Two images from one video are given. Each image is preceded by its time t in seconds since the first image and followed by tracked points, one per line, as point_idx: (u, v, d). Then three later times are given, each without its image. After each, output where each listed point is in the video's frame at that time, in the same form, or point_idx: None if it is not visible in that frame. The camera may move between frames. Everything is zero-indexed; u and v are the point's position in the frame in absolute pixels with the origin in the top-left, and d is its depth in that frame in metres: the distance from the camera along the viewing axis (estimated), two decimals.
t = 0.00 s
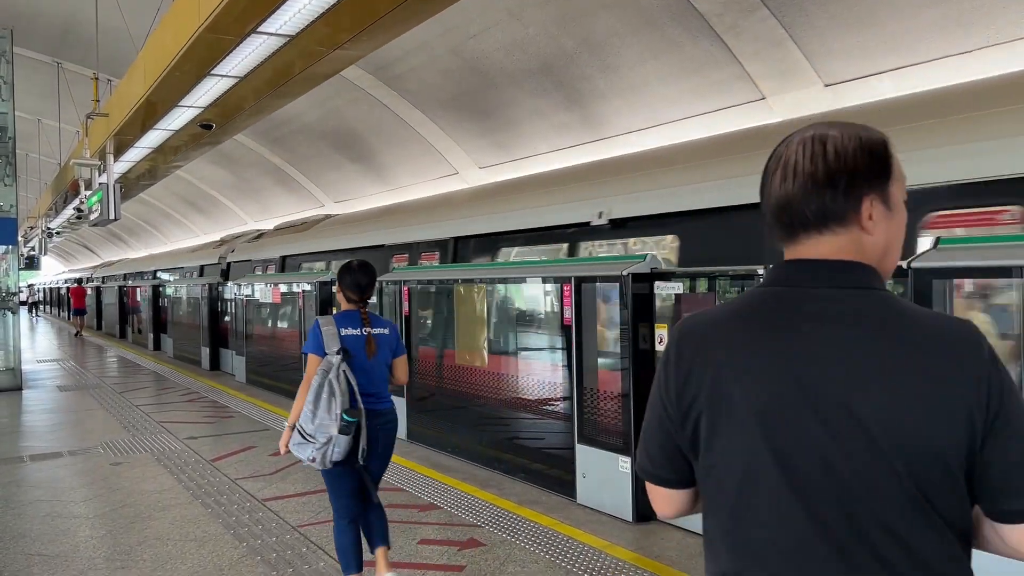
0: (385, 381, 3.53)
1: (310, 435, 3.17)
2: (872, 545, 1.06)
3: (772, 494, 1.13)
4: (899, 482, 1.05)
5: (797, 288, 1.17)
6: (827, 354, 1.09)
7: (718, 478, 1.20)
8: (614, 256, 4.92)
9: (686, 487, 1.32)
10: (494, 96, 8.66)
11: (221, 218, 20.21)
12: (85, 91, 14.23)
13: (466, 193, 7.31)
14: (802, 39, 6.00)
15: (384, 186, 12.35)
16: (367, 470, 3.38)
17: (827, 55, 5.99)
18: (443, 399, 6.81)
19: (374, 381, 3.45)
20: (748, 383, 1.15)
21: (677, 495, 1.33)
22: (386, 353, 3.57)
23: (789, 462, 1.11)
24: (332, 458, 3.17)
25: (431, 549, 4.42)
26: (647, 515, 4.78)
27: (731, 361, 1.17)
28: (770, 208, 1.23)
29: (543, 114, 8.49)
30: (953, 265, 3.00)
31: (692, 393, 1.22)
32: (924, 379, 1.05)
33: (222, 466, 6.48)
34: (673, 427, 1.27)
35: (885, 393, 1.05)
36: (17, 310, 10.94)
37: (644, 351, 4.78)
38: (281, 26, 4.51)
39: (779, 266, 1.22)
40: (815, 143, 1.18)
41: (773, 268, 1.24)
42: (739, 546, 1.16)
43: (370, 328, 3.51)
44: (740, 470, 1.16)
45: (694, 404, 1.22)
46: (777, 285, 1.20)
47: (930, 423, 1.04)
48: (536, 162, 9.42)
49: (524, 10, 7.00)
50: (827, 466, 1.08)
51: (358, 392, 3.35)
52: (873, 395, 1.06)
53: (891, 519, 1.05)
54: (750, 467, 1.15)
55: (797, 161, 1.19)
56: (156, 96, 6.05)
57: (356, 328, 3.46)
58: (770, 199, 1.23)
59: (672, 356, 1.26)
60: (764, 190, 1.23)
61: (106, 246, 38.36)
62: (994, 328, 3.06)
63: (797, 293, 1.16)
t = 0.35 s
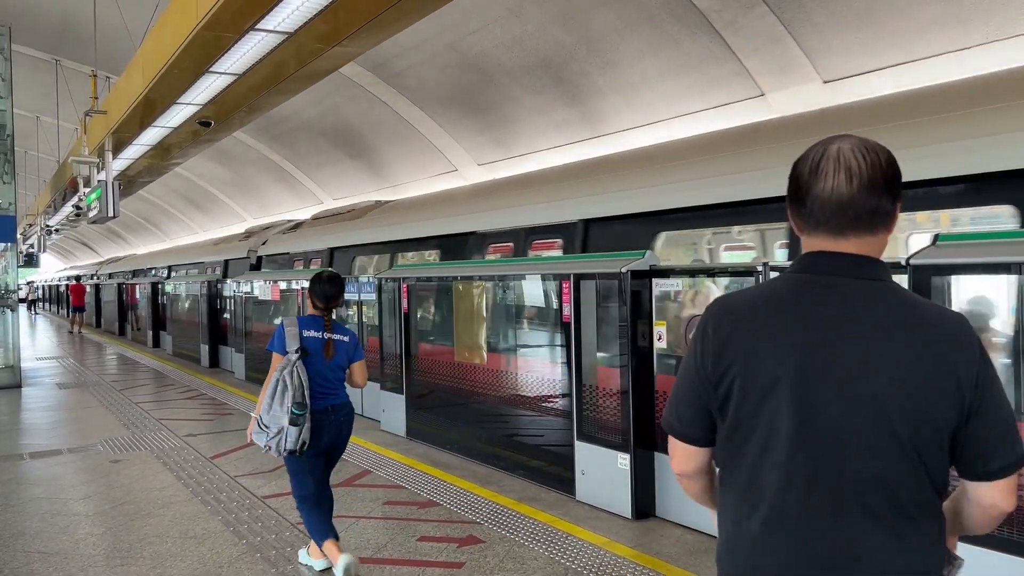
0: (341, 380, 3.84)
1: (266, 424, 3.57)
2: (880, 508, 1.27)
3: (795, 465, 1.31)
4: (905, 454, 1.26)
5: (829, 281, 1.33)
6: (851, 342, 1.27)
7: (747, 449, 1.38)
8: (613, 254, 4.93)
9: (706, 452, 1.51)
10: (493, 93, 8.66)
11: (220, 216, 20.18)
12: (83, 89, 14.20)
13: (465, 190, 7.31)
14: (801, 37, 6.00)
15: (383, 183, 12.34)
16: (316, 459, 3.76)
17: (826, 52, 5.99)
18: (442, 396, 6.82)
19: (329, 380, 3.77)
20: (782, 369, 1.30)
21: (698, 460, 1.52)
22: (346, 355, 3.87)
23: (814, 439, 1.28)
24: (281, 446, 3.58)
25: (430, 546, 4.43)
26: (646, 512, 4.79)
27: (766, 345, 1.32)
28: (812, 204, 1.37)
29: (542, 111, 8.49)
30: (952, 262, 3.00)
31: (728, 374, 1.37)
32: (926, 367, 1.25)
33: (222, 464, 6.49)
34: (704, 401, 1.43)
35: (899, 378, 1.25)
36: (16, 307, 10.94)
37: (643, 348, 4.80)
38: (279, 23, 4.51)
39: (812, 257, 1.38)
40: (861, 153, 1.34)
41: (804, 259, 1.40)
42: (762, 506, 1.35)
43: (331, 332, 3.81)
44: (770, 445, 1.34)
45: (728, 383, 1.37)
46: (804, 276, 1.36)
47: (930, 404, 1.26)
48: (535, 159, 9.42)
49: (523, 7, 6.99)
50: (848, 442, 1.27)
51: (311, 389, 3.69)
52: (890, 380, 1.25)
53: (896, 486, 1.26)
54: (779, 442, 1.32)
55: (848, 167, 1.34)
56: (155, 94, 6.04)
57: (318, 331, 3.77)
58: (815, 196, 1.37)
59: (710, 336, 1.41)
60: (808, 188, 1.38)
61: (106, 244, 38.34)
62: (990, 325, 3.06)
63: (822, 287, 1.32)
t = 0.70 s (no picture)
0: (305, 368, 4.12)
1: (239, 409, 3.83)
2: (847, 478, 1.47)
3: (775, 445, 1.47)
4: (865, 433, 1.47)
5: (795, 282, 1.49)
6: (821, 335, 1.45)
7: (732, 431, 1.51)
8: (613, 250, 4.93)
9: (695, 442, 1.55)
10: (492, 89, 8.65)
11: (219, 212, 20.15)
12: (81, 85, 14.16)
13: (464, 186, 7.30)
14: (801, 33, 6.00)
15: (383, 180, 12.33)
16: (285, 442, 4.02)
17: (826, 48, 5.99)
18: (441, 392, 6.83)
19: (295, 367, 4.05)
20: (765, 360, 1.46)
21: (686, 449, 1.56)
22: (308, 344, 4.17)
23: (793, 420, 1.46)
24: (255, 428, 3.85)
25: (430, 542, 4.44)
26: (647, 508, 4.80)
27: (750, 338, 1.47)
28: (765, 216, 1.53)
29: (542, 107, 8.48)
30: (951, 258, 2.98)
31: (715, 364, 1.49)
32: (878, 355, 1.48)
33: (222, 461, 6.49)
34: (691, 395, 1.53)
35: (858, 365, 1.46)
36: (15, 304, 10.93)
37: (644, 345, 4.80)
38: (278, 20, 4.49)
39: (766, 264, 1.54)
40: (802, 174, 1.52)
41: (759, 266, 1.56)
42: (744, 483, 1.51)
43: (294, 321, 4.09)
44: (753, 428, 1.49)
45: (714, 371, 1.50)
46: (774, 275, 1.51)
47: (881, 387, 1.48)
48: (535, 155, 9.42)
49: (522, 3, 6.97)
50: (820, 422, 1.45)
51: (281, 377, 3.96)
52: (851, 368, 1.46)
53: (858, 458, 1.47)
54: (760, 424, 1.48)
55: (792, 187, 1.51)
56: (154, 90, 6.02)
57: (282, 322, 4.03)
58: (767, 211, 1.53)
59: (694, 328, 1.52)
60: (760, 202, 1.54)
61: (106, 241, 38.29)
62: (991, 319, 3.06)
63: (788, 285, 1.49)
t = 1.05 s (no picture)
0: (261, 354, 4.49)
1: (194, 393, 4.14)
2: (760, 444, 1.62)
3: (694, 419, 1.63)
4: (774, 399, 1.63)
5: (704, 276, 1.66)
6: (726, 319, 1.62)
7: (657, 408, 1.67)
8: (614, 246, 4.93)
9: (618, 413, 1.71)
10: (492, 85, 8.63)
11: (219, 209, 20.13)
12: (81, 81, 14.13)
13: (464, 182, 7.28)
14: (802, 29, 5.99)
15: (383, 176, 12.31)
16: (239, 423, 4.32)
17: (826, 45, 5.98)
18: (442, 388, 6.83)
19: (247, 354, 4.41)
20: (678, 345, 1.62)
21: (612, 421, 1.71)
22: (263, 331, 4.54)
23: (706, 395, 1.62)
24: (208, 411, 4.14)
25: (431, 538, 4.45)
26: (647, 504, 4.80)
27: (664, 326, 1.64)
28: (678, 218, 1.71)
29: (541, 104, 8.47)
30: (951, 254, 2.99)
31: (637, 351, 1.67)
32: (779, 333, 1.63)
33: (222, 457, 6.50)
34: (620, 377, 1.69)
35: (761, 343, 1.62)
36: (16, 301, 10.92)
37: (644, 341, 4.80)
38: (278, 16, 4.47)
39: (681, 261, 1.72)
40: (710, 181, 1.70)
41: (674, 264, 1.73)
42: (671, 453, 1.67)
43: (249, 311, 4.48)
44: (673, 403, 1.65)
45: (635, 357, 1.68)
46: (683, 271, 1.69)
47: (784, 362, 1.64)
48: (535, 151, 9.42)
49: None
50: (731, 396, 1.61)
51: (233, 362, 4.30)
52: (755, 347, 1.61)
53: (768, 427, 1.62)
54: (679, 402, 1.64)
55: (701, 193, 1.70)
56: (154, 87, 6.01)
57: (236, 311, 4.43)
58: (681, 214, 1.71)
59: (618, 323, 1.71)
60: (674, 206, 1.72)
61: (106, 238, 38.28)
62: (995, 317, 3.06)
63: (700, 275, 1.66)
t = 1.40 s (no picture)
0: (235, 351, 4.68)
1: (171, 384, 4.38)
2: (731, 426, 1.75)
3: (672, 404, 1.75)
4: (747, 385, 1.76)
5: (683, 272, 1.79)
6: (702, 312, 1.75)
7: (637, 393, 1.79)
8: (614, 242, 4.90)
9: (596, 387, 1.80)
10: (493, 82, 8.62)
11: (220, 206, 20.11)
12: (81, 78, 14.10)
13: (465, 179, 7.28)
14: (802, 26, 6.00)
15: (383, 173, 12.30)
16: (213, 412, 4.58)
17: (827, 41, 5.99)
18: (443, 384, 6.84)
19: (222, 351, 4.60)
20: (658, 334, 1.75)
21: (589, 395, 1.80)
22: (240, 332, 4.72)
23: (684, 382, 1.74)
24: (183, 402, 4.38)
25: (432, 534, 4.46)
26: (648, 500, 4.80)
27: (645, 316, 1.77)
28: (665, 222, 1.83)
29: (542, 100, 8.46)
30: (951, 249, 3.01)
31: (620, 339, 1.79)
32: (751, 328, 1.77)
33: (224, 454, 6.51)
34: (606, 362, 1.81)
35: (732, 335, 1.74)
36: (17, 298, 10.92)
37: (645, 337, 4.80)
38: (278, 12, 4.46)
39: (664, 260, 1.83)
40: (697, 189, 1.84)
41: (657, 262, 1.85)
42: (650, 434, 1.79)
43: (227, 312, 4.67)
44: (651, 388, 1.77)
45: (619, 345, 1.79)
46: (664, 266, 1.81)
47: (754, 353, 1.77)
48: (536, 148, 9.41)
49: None
50: (706, 383, 1.73)
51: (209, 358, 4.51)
52: (729, 339, 1.74)
53: (738, 411, 1.76)
54: (659, 386, 1.75)
55: (690, 199, 1.82)
56: (154, 83, 5.99)
57: (215, 311, 4.63)
58: (669, 218, 1.83)
59: (604, 313, 1.83)
60: (659, 211, 1.84)
61: (107, 236, 38.26)
62: (995, 311, 3.04)
63: (683, 272, 1.79)
